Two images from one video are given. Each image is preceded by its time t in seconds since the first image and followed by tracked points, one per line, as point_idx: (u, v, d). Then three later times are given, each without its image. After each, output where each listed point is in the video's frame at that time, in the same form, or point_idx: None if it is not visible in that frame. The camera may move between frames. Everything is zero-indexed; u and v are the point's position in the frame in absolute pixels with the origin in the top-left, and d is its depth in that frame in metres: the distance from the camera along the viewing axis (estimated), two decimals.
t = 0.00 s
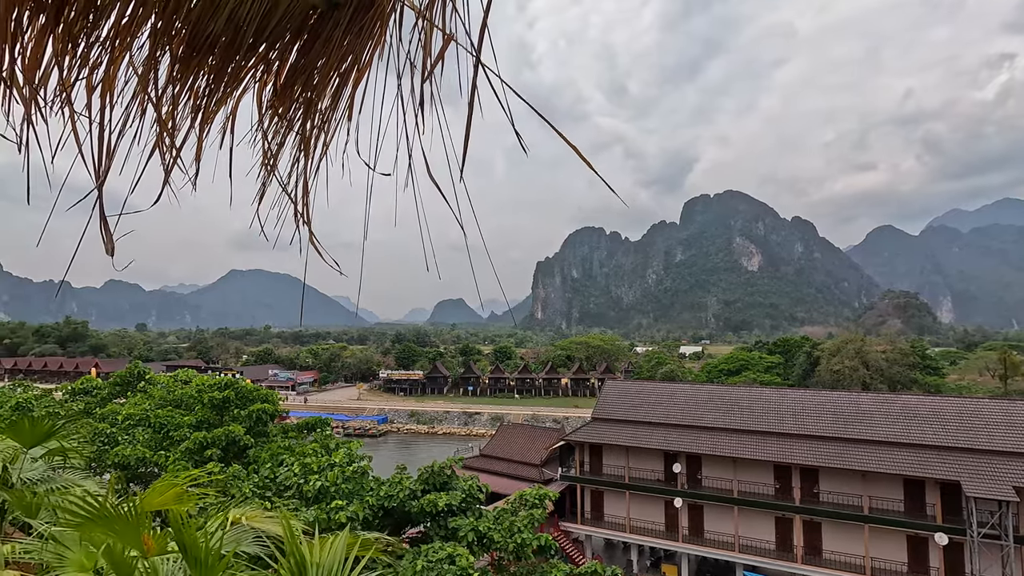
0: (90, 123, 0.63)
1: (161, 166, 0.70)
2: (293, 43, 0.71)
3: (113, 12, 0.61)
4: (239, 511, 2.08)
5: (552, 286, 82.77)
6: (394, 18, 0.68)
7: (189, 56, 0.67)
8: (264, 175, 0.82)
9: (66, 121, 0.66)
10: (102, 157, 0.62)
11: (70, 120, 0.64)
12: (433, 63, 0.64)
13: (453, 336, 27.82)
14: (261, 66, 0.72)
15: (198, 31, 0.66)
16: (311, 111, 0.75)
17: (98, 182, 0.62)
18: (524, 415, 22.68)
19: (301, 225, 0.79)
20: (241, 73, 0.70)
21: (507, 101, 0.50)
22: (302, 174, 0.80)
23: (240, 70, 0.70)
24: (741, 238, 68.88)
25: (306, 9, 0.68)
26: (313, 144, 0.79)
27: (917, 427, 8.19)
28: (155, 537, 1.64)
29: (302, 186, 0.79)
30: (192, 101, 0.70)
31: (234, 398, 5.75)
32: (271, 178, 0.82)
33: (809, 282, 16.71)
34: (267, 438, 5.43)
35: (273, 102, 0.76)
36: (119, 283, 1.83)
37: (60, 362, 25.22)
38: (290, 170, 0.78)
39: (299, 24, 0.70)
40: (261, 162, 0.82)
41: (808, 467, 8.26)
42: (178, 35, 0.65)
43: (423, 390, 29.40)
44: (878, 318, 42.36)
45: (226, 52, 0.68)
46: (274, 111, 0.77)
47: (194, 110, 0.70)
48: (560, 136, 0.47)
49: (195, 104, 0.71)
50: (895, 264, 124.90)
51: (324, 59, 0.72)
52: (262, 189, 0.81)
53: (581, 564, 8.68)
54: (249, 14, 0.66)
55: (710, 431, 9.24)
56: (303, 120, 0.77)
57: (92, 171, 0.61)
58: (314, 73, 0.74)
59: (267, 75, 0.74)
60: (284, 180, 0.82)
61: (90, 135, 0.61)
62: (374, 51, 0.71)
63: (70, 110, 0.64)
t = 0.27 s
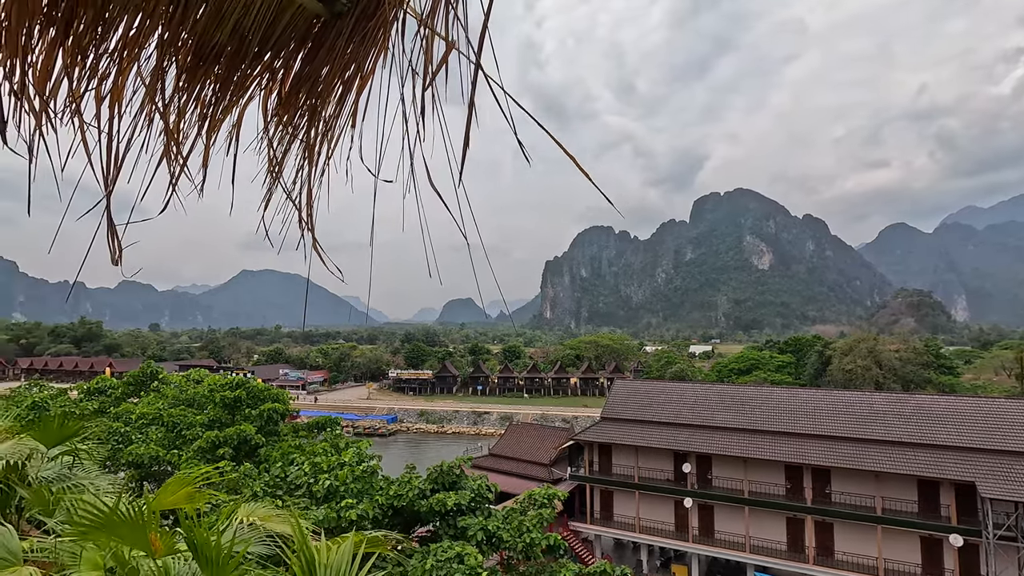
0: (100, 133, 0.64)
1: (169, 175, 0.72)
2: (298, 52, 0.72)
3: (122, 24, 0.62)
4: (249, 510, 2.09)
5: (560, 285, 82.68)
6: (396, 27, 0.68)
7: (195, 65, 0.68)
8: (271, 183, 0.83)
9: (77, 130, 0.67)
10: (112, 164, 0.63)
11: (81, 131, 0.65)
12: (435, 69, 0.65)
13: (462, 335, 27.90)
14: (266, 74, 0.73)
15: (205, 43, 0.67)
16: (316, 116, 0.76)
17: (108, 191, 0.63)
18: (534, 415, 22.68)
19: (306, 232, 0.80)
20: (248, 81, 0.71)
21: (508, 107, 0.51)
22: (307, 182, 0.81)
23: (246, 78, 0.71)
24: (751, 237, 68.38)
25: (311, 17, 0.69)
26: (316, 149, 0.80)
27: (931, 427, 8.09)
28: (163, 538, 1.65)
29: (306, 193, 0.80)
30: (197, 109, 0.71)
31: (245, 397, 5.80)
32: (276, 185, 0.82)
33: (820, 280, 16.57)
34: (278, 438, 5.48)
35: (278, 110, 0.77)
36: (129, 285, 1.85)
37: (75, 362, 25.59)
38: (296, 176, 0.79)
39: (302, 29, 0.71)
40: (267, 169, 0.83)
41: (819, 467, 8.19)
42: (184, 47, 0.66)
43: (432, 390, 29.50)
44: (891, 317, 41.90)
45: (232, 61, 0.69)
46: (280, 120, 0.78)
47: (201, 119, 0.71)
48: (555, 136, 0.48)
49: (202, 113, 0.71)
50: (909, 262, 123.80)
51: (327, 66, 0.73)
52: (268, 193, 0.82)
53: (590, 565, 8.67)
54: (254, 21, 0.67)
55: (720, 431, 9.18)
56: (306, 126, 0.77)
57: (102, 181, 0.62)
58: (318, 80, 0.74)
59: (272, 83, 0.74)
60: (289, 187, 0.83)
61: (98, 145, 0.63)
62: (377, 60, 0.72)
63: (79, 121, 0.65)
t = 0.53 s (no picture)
0: (107, 139, 0.64)
1: (175, 180, 0.72)
2: (303, 57, 0.73)
3: (130, 30, 0.63)
4: (256, 510, 2.11)
5: (566, 286, 82.63)
6: (402, 32, 0.69)
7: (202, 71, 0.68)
8: (276, 185, 0.83)
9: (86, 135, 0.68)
10: (119, 169, 0.64)
11: (88, 135, 0.66)
12: (437, 75, 0.65)
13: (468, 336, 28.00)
14: (272, 79, 0.74)
15: (211, 51, 0.67)
16: (322, 119, 0.76)
17: (115, 195, 0.63)
18: (540, 415, 22.67)
19: (309, 234, 0.80)
20: (253, 85, 0.72)
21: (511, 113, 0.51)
22: (311, 189, 0.81)
23: (252, 83, 0.71)
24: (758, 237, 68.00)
25: (315, 23, 0.70)
26: (322, 153, 0.80)
27: (941, 428, 8.00)
28: (169, 540, 1.65)
29: (311, 196, 0.80)
30: (206, 116, 0.72)
31: (254, 398, 5.84)
32: (283, 189, 0.83)
33: (828, 282, 16.52)
34: (285, 438, 5.51)
35: (283, 114, 0.77)
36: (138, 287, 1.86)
37: (85, 363, 25.86)
38: (302, 180, 0.79)
39: (308, 35, 0.71)
40: (273, 173, 0.83)
41: (828, 468, 8.13)
42: (191, 54, 0.66)
43: (438, 390, 29.57)
44: (900, 316, 41.53)
45: (238, 66, 0.70)
46: (285, 124, 0.79)
47: (208, 123, 0.72)
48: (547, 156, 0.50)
49: (209, 120, 0.72)
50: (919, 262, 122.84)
51: (331, 72, 0.73)
52: (273, 197, 0.83)
53: (597, 565, 8.66)
54: (260, 27, 0.68)
55: (727, 432, 9.15)
56: (312, 130, 0.78)
57: (109, 185, 0.63)
58: (324, 86, 0.75)
59: (278, 86, 0.75)
60: (294, 190, 0.83)
61: (106, 151, 0.63)
62: (381, 65, 0.72)
63: (86, 125, 0.65)
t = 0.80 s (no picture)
0: (108, 136, 0.64)
1: (176, 179, 0.72)
2: (304, 57, 0.73)
3: (131, 28, 0.62)
4: (255, 511, 2.10)
5: (566, 287, 82.59)
6: (403, 33, 0.68)
7: (202, 70, 0.68)
8: (277, 185, 0.83)
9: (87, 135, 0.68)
10: (119, 169, 0.63)
11: (89, 136, 0.65)
12: (437, 74, 0.65)
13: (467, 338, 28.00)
14: (274, 79, 0.74)
15: (212, 49, 0.67)
16: (322, 120, 0.77)
17: (117, 195, 0.63)
18: (540, 417, 22.64)
19: (309, 235, 0.80)
20: (254, 85, 0.72)
21: (512, 112, 0.51)
22: (314, 189, 0.81)
23: (253, 83, 0.71)
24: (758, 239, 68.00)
25: (316, 23, 0.70)
26: (323, 154, 0.80)
27: (942, 430, 7.99)
28: (171, 540, 1.65)
29: (311, 196, 0.80)
30: (207, 115, 0.72)
31: (253, 399, 5.81)
32: (283, 188, 0.83)
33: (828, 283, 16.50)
34: (285, 440, 5.50)
35: (284, 113, 0.77)
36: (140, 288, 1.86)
37: (85, 364, 25.85)
38: (302, 179, 0.79)
39: (309, 35, 0.71)
40: (273, 172, 0.83)
41: (828, 470, 8.13)
42: (192, 52, 0.65)
43: (438, 392, 29.55)
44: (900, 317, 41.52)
45: (238, 64, 0.70)
46: (286, 123, 0.78)
47: (209, 122, 0.72)
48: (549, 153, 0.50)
49: (211, 118, 0.72)
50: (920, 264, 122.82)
51: (332, 69, 0.73)
52: (275, 197, 0.83)
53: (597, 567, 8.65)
54: (263, 28, 0.68)
55: (727, 433, 9.14)
56: (313, 131, 0.78)
57: (110, 184, 0.63)
58: (324, 85, 0.74)
59: (279, 86, 0.75)
60: (296, 191, 0.83)
61: (106, 150, 0.63)
62: (382, 65, 0.72)
63: (86, 124, 0.65)
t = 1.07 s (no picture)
0: (107, 137, 0.64)
1: (174, 179, 0.72)
2: (303, 56, 0.73)
3: (127, 28, 0.62)
4: (249, 512, 2.09)
5: (562, 289, 82.68)
6: (402, 33, 0.68)
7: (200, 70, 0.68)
8: (274, 187, 0.83)
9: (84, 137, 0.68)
10: (116, 167, 0.63)
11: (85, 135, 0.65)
12: (436, 73, 0.65)
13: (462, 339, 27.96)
14: (272, 79, 0.74)
15: (210, 48, 0.67)
16: (321, 119, 0.76)
17: (112, 195, 0.64)
18: (535, 419, 22.63)
19: (307, 236, 0.81)
20: (252, 84, 0.72)
21: (512, 115, 0.52)
22: (311, 188, 0.81)
23: (252, 82, 0.71)
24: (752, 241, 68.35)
25: (315, 22, 0.69)
26: (321, 154, 0.80)
27: (934, 431, 8.04)
28: (171, 540, 1.65)
29: (312, 196, 0.80)
30: (205, 114, 0.72)
31: (247, 401, 5.79)
32: (282, 189, 0.83)
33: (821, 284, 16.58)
34: (279, 442, 5.47)
35: (281, 112, 0.77)
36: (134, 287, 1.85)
37: (76, 366, 25.67)
38: (300, 180, 0.79)
39: (307, 34, 0.71)
40: (271, 173, 0.83)
41: (822, 471, 8.16)
42: (189, 52, 0.65)
43: (433, 394, 29.50)
44: (892, 319, 41.81)
45: (238, 64, 0.70)
46: (285, 122, 0.78)
47: (207, 123, 0.72)
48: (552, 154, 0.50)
49: (207, 117, 0.72)
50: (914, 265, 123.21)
51: (331, 71, 0.73)
52: (272, 198, 0.83)
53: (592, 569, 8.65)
54: (260, 26, 0.67)
55: (722, 435, 9.17)
56: (313, 131, 0.78)
57: (107, 184, 0.63)
58: (323, 84, 0.74)
59: (278, 86, 0.75)
60: (293, 191, 0.83)
61: (103, 150, 0.63)
62: (381, 65, 0.72)
63: (85, 123, 0.65)
